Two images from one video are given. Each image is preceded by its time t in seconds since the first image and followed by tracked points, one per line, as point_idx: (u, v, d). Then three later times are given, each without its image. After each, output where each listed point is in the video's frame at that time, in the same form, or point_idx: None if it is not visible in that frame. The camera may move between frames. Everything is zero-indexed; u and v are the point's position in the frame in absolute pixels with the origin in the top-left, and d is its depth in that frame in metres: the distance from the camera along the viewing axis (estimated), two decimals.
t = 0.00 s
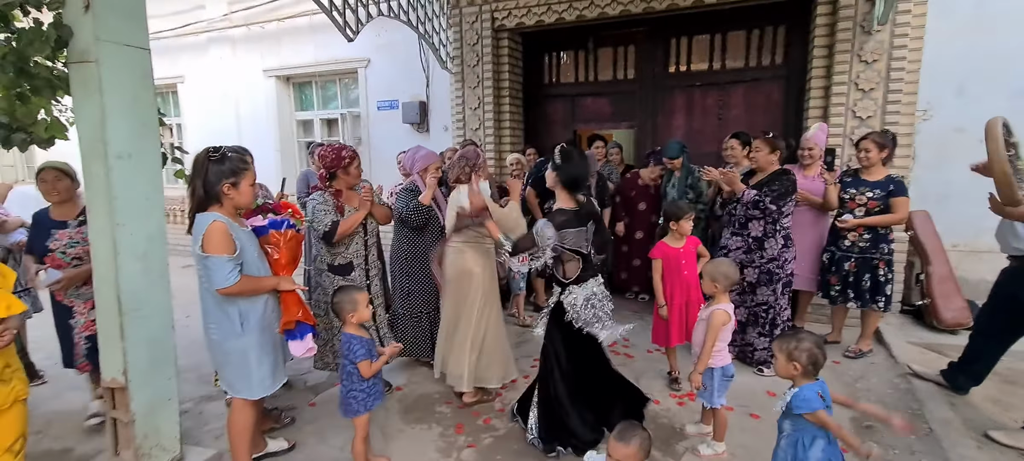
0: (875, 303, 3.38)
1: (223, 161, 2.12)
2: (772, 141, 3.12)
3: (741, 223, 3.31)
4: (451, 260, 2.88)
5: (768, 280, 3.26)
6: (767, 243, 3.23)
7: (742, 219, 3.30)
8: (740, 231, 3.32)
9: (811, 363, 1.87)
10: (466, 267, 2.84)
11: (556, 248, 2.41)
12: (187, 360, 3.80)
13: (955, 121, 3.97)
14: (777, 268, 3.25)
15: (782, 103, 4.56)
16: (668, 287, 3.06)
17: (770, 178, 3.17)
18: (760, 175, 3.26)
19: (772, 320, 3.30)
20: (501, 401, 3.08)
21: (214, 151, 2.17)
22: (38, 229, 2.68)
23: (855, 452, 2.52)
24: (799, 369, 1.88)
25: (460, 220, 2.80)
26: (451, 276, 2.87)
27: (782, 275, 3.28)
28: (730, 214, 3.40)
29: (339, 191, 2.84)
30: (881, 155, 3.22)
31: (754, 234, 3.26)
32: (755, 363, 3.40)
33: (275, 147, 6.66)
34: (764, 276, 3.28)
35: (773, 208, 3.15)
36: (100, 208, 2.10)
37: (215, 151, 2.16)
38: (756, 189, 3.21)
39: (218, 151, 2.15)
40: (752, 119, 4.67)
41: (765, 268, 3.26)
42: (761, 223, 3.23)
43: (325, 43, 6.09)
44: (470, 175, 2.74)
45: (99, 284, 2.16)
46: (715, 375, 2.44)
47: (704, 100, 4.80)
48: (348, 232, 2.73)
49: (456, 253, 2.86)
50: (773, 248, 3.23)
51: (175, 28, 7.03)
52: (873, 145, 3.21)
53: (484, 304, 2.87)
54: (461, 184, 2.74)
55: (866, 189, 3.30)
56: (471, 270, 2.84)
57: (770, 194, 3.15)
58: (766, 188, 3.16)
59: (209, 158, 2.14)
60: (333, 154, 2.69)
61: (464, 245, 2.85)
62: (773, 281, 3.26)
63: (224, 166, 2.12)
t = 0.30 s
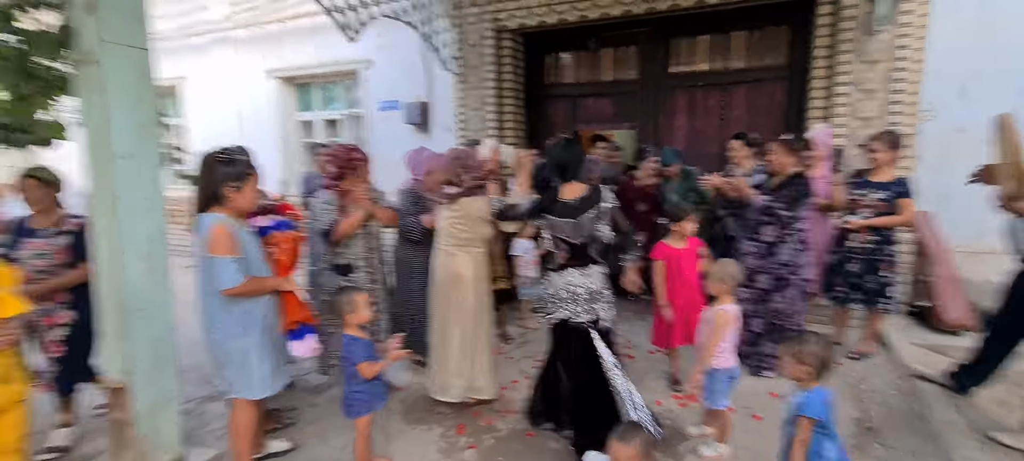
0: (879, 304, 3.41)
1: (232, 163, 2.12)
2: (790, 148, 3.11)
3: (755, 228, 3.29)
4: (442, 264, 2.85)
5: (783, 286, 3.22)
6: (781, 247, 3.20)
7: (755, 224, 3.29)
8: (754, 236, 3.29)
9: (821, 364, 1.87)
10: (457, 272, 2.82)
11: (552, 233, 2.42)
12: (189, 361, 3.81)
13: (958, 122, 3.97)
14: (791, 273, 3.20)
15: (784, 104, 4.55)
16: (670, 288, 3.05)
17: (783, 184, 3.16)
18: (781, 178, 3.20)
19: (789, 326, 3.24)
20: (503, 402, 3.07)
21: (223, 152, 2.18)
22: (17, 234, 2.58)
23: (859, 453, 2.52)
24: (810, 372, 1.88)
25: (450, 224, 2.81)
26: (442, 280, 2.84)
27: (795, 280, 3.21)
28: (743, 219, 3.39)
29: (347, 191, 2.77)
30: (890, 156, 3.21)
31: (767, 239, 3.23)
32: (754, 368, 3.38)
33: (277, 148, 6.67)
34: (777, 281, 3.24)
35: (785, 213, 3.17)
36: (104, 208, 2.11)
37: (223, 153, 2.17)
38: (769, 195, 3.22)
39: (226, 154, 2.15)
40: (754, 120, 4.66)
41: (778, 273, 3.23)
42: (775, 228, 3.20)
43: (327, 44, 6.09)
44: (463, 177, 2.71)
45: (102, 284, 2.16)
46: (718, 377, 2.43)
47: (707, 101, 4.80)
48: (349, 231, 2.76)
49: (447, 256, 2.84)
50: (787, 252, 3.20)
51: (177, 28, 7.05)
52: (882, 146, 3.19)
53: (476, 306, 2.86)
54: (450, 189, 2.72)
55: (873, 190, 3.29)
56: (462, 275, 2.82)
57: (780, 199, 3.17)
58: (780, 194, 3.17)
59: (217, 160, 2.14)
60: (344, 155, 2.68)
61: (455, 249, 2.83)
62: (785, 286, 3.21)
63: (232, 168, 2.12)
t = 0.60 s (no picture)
0: (887, 307, 3.35)
1: (234, 163, 2.13)
2: (807, 141, 3.03)
3: (764, 227, 3.26)
4: (435, 264, 2.80)
5: (791, 286, 3.18)
6: (791, 247, 3.16)
7: (765, 222, 3.24)
8: (763, 234, 3.26)
9: (833, 365, 1.84)
10: (451, 271, 2.78)
11: (545, 227, 2.38)
12: (193, 359, 3.83)
13: (965, 121, 3.93)
14: (801, 273, 3.17)
15: (788, 104, 4.53)
16: (674, 288, 3.05)
17: (795, 182, 3.07)
18: (790, 177, 3.15)
19: (796, 329, 3.22)
20: (506, 402, 3.08)
21: (226, 153, 2.19)
22: None
23: (863, 455, 2.50)
24: (822, 372, 1.85)
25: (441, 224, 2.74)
26: (435, 280, 2.80)
27: (807, 281, 3.19)
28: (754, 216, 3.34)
29: (352, 192, 2.83)
30: (901, 156, 3.19)
31: (776, 238, 3.20)
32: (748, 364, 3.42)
33: (282, 149, 6.70)
34: (787, 283, 3.20)
35: (797, 213, 3.05)
36: (108, 206, 2.12)
37: (226, 152, 2.18)
38: (780, 193, 3.11)
39: (229, 153, 2.17)
40: (758, 119, 4.65)
41: (788, 274, 3.19)
42: (784, 227, 3.16)
43: (331, 45, 6.12)
44: (454, 173, 2.69)
45: (106, 284, 2.17)
46: (723, 377, 2.43)
47: (710, 100, 4.78)
48: (352, 234, 2.72)
49: (441, 257, 2.79)
50: (796, 252, 3.16)
51: (182, 29, 7.09)
52: (893, 146, 3.17)
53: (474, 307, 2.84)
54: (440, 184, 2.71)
55: (882, 192, 3.27)
56: (456, 275, 2.79)
57: (795, 199, 3.05)
58: (791, 192, 3.07)
59: (220, 160, 2.15)
60: (355, 156, 2.67)
61: (448, 248, 2.79)
62: (796, 288, 3.18)
63: (235, 168, 2.13)
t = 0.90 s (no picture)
0: (892, 309, 3.34)
1: (235, 163, 2.13)
2: (805, 140, 3.05)
3: (770, 225, 3.23)
4: (429, 269, 2.78)
5: (800, 284, 3.16)
6: (798, 245, 3.15)
7: (771, 220, 3.22)
8: (769, 233, 3.24)
9: (820, 365, 1.85)
10: (446, 277, 2.77)
11: (535, 233, 2.38)
12: (195, 359, 3.84)
13: (967, 121, 3.92)
14: (809, 271, 3.16)
15: (790, 104, 4.53)
16: (675, 289, 3.04)
17: (799, 179, 3.07)
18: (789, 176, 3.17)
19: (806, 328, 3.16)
20: (507, 402, 3.08)
21: (225, 151, 2.18)
22: None
23: (865, 456, 2.50)
24: (809, 372, 1.87)
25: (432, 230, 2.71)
26: (430, 287, 2.78)
27: (814, 278, 3.19)
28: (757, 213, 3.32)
29: (365, 190, 2.84)
30: (906, 157, 3.18)
31: (783, 236, 3.17)
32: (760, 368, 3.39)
33: (283, 149, 6.70)
34: (795, 280, 3.17)
35: (804, 209, 3.04)
36: (111, 207, 2.13)
37: (225, 152, 2.18)
38: (786, 191, 3.10)
39: (229, 152, 2.17)
40: (760, 119, 4.65)
41: (796, 272, 3.17)
42: (791, 225, 3.14)
43: (333, 45, 6.13)
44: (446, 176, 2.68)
45: (110, 284, 2.18)
46: (725, 377, 2.43)
47: (712, 100, 4.78)
48: (368, 229, 2.77)
49: (434, 262, 2.78)
50: (803, 250, 3.15)
51: (184, 30, 7.10)
52: (898, 147, 3.15)
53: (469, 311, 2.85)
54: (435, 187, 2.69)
55: (886, 193, 3.26)
56: (452, 280, 2.77)
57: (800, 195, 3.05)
58: (796, 189, 3.07)
59: (220, 160, 2.15)
60: (368, 153, 2.73)
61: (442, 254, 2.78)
62: (804, 285, 3.17)
63: (236, 168, 2.13)
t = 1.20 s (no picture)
0: (895, 308, 3.33)
1: (235, 162, 2.14)
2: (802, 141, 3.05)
3: (773, 224, 3.23)
4: (423, 269, 2.79)
5: (805, 282, 3.18)
6: (802, 243, 3.16)
7: (775, 220, 3.21)
8: (773, 233, 3.24)
9: (835, 369, 1.85)
10: (439, 276, 2.76)
11: (536, 241, 2.38)
12: (196, 359, 3.84)
13: (972, 121, 3.91)
14: (812, 269, 3.18)
15: (792, 103, 4.52)
16: (675, 289, 3.03)
17: (803, 178, 3.07)
18: (789, 177, 3.17)
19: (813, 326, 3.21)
20: (509, 403, 3.08)
21: (225, 152, 2.18)
22: None
23: (868, 457, 2.49)
24: (825, 377, 1.86)
25: (427, 229, 2.73)
26: (423, 287, 2.77)
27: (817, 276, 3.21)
28: (760, 215, 3.32)
29: (370, 191, 2.80)
30: (906, 157, 3.16)
31: (788, 235, 3.18)
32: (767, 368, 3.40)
33: (285, 149, 6.71)
34: (800, 278, 3.19)
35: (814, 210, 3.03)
36: (113, 206, 2.13)
37: (226, 152, 2.18)
38: (792, 192, 3.08)
39: (230, 152, 2.17)
40: (762, 119, 4.63)
41: (801, 270, 3.18)
42: (795, 224, 3.14)
43: (334, 45, 6.13)
44: (433, 178, 2.72)
45: (111, 284, 2.18)
46: (727, 377, 2.42)
47: (714, 100, 4.77)
48: (371, 230, 2.76)
49: (428, 262, 2.79)
50: (807, 248, 3.16)
51: (186, 30, 7.12)
52: (898, 147, 3.14)
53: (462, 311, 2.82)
54: (423, 189, 2.75)
55: (887, 193, 3.24)
56: (444, 279, 2.76)
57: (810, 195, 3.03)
58: (802, 189, 3.05)
59: (221, 160, 2.16)
60: (371, 155, 2.66)
61: (436, 254, 2.78)
62: (810, 283, 3.18)
63: (236, 167, 2.13)
